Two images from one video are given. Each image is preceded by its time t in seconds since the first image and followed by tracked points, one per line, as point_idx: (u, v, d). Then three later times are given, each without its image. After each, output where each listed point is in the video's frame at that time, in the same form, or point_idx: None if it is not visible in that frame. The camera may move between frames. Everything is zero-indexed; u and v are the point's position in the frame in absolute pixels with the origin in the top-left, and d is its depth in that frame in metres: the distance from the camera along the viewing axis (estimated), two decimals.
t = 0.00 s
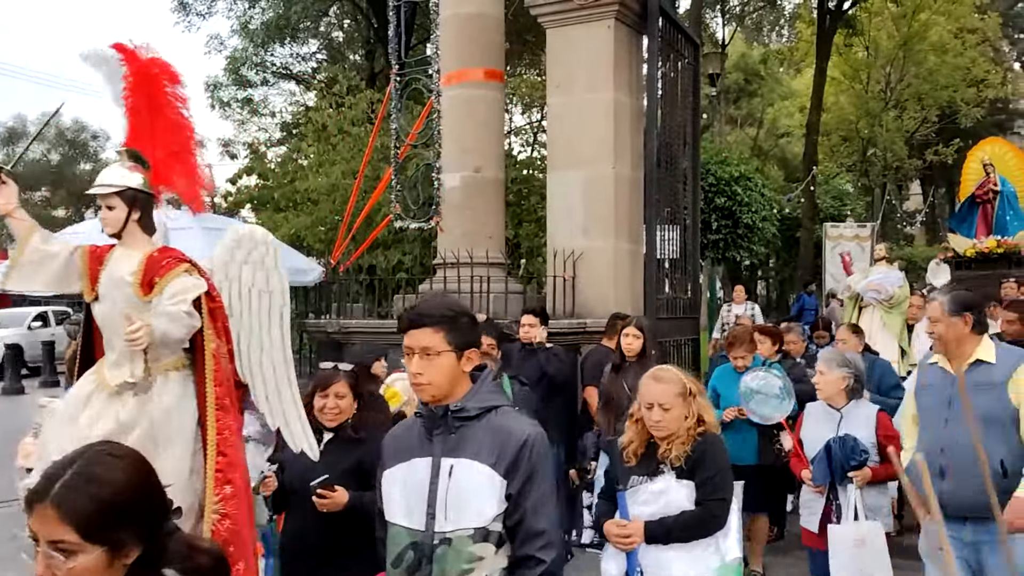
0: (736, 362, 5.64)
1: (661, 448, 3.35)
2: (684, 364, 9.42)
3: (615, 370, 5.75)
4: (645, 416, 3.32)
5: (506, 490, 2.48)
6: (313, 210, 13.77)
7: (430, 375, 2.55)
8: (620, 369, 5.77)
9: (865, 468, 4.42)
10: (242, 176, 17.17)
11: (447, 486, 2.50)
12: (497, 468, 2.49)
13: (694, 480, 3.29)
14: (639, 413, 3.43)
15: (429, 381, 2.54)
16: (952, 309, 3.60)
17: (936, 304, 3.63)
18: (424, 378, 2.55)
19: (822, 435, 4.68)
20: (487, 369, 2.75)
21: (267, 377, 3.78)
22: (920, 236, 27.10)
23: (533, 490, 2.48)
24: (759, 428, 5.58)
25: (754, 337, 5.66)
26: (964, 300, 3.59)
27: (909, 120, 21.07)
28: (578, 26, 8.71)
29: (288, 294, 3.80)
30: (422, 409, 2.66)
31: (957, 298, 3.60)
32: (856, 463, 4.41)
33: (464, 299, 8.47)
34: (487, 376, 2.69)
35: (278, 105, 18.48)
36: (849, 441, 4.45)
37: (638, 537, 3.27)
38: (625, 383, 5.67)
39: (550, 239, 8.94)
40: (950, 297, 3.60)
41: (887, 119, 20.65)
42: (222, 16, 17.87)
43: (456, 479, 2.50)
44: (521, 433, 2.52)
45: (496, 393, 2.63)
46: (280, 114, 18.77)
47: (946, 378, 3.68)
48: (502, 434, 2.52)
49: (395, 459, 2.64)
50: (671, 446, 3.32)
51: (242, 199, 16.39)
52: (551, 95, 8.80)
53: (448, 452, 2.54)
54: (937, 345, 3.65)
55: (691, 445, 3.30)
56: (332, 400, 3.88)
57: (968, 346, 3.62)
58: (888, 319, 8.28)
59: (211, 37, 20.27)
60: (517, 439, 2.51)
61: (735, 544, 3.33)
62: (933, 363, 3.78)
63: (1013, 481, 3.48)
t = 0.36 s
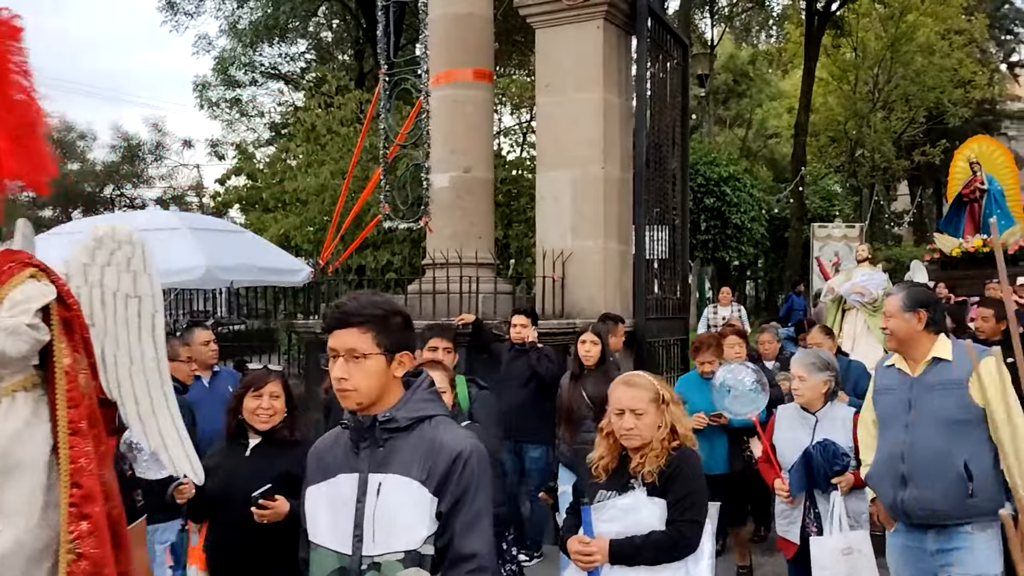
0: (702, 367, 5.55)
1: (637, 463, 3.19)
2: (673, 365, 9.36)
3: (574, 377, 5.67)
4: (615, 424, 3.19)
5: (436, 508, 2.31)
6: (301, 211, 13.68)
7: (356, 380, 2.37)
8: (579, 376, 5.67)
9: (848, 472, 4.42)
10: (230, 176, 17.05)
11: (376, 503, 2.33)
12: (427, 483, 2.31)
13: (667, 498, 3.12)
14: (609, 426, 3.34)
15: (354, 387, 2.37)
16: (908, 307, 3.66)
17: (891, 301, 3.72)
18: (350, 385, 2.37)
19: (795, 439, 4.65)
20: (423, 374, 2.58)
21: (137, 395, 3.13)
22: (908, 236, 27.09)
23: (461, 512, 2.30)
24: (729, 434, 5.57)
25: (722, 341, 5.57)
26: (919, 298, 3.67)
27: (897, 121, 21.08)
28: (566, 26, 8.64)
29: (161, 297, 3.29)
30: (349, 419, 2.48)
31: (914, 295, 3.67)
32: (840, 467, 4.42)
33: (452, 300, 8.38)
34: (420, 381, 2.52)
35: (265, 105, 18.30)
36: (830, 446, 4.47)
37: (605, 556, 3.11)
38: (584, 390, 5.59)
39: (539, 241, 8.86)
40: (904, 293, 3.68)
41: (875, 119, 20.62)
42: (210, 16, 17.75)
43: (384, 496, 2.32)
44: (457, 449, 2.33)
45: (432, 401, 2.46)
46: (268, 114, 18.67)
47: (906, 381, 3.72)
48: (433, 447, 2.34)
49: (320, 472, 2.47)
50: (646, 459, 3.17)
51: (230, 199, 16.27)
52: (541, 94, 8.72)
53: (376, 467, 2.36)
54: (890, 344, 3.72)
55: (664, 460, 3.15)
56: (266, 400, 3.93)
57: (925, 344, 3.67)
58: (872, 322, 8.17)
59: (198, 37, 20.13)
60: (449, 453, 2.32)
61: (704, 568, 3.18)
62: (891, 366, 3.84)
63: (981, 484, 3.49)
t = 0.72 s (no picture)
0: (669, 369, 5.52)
1: (577, 484, 2.92)
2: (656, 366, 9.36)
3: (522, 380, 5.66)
4: (556, 443, 2.93)
5: (330, 548, 2.03)
6: (283, 211, 13.65)
7: (234, 411, 2.09)
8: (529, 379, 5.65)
9: (834, 489, 4.24)
10: (212, 176, 16.99)
11: (259, 548, 2.02)
12: (319, 522, 2.03)
13: (609, 526, 2.87)
14: (540, 450, 3.02)
15: (233, 419, 2.09)
16: (898, 312, 3.44)
17: (877, 305, 3.48)
18: (228, 416, 2.09)
19: (784, 448, 4.51)
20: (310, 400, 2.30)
21: None
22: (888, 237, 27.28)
23: (358, 552, 2.04)
24: (697, 437, 5.35)
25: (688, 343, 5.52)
26: (906, 303, 3.44)
27: (877, 122, 21.29)
28: (549, 27, 8.66)
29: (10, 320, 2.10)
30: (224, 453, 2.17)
31: (901, 299, 3.45)
32: (826, 483, 4.23)
33: (434, 301, 8.35)
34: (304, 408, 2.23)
35: (248, 105, 18.25)
36: (816, 461, 4.27)
37: None
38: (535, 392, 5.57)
39: (521, 242, 8.86)
40: (894, 297, 3.45)
41: (855, 121, 20.82)
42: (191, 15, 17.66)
43: (269, 540, 2.02)
44: (350, 479, 2.05)
45: (321, 429, 2.15)
46: (250, 114, 18.64)
47: (886, 389, 3.57)
48: (324, 480, 2.05)
49: (191, 519, 2.13)
50: (586, 483, 2.90)
51: (211, 199, 16.21)
52: (523, 95, 8.74)
53: (257, 507, 2.05)
54: (879, 352, 3.50)
55: (604, 487, 2.88)
56: (186, 418, 3.73)
57: (911, 353, 3.48)
58: (853, 319, 8.21)
59: (180, 37, 20.07)
60: (342, 487, 2.04)
61: None
62: (875, 374, 3.68)
63: (948, 508, 3.35)
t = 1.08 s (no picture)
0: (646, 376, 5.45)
1: (491, 499, 2.93)
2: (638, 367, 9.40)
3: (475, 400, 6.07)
4: (469, 449, 2.94)
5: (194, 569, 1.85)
6: (265, 212, 13.62)
7: (84, 421, 1.88)
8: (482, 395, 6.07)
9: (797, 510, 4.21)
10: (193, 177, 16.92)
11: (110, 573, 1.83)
12: (179, 542, 1.85)
13: (531, 540, 2.86)
14: (454, 460, 3.01)
15: (81, 430, 1.87)
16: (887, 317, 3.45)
17: (868, 308, 3.46)
18: (75, 428, 1.88)
19: (748, 466, 4.50)
20: (172, 406, 2.08)
21: None
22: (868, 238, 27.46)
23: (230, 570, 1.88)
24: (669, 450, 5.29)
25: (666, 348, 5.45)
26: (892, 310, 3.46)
27: (857, 124, 21.46)
28: (531, 29, 8.69)
29: None
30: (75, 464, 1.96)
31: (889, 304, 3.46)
32: (789, 503, 4.21)
33: (417, 302, 8.38)
34: (165, 413, 2.01)
35: (229, 105, 18.20)
36: (776, 484, 4.25)
37: None
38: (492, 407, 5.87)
39: (504, 243, 8.90)
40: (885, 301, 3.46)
41: (835, 123, 21.01)
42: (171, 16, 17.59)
43: (120, 564, 1.82)
44: (215, 490, 1.88)
45: (183, 437, 1.97)
46: (231, 115, 18.58)
47: (857, 399, 3.52)
48: (187, 495, 1.87)
49: (39, 542, 1.92)
50: (503, 497, 2.90)
51: (192, 200, 16.14)
52: (506, 97, 8.78)
53: (110, 526, 1.86)
54: (873, 356, 3.43)
55: (523, 498, 2.88)
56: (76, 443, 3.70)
57: (889, 361, 3.47)
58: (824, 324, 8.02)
59: (161, 37, 19.99)
60: (208, 500, 1.87)
61: None
62: (848, 385, 3.60)
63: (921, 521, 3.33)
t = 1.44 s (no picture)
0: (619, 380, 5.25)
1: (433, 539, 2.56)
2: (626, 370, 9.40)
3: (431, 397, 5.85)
4: (413, 479, 2.60)
5: None
6: (253, 215, 13.59)
7: None
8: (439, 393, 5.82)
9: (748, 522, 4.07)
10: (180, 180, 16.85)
11: None
12: None
13: None
14: (403, 491, 2.67)
15: None
16: (843, 320, 3.08)
17: (822, 312, 3.08)
18: None
19: (695, 471, 4.34)
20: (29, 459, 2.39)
21: None
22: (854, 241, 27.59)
23: None
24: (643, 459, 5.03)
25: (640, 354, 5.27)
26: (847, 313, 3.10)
27: (843, 127, 21.60)
28: (520, 32, 8.70)
29: None
30: None
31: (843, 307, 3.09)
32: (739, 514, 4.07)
33: (405, 305, 8.36)
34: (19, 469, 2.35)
35: (216, 107, 18.16)
36: (728, 492, 4.10)
37: None
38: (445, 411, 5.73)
39: (492, 245, 8.90)
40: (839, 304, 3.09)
41: (822, 126, 21.17)
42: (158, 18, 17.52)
43: None
44: (51, 573, 2.18)
45: (28, 501, 2.29)
46: (218, 117, 18.53)
47: (815, 412, 3.11)
48: (23, 559, 2.20)
49: None
50: (445, 540, 2.54)
51: (179, 203, 16.06)
52: (494, 100, 8.78)
53: None
54: (828, 364, 3.05)
55: (471, 536, 2.53)
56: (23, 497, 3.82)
57: (845, 368, 3.10)
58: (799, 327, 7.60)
59: (148, 39, 19.91)
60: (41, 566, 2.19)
61: None
62: (800, 397, 3.17)
63: (907, 537, 3.01)
